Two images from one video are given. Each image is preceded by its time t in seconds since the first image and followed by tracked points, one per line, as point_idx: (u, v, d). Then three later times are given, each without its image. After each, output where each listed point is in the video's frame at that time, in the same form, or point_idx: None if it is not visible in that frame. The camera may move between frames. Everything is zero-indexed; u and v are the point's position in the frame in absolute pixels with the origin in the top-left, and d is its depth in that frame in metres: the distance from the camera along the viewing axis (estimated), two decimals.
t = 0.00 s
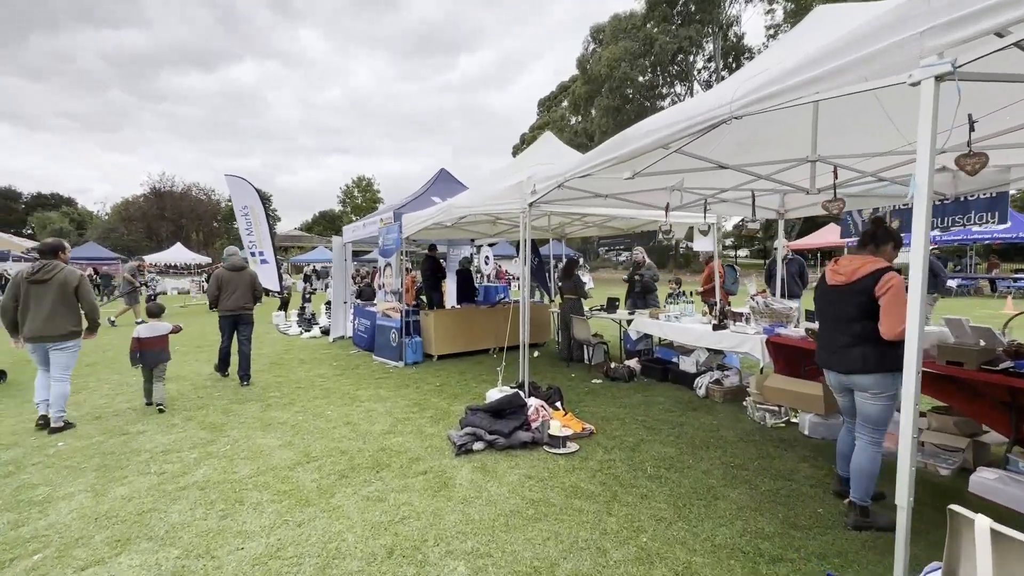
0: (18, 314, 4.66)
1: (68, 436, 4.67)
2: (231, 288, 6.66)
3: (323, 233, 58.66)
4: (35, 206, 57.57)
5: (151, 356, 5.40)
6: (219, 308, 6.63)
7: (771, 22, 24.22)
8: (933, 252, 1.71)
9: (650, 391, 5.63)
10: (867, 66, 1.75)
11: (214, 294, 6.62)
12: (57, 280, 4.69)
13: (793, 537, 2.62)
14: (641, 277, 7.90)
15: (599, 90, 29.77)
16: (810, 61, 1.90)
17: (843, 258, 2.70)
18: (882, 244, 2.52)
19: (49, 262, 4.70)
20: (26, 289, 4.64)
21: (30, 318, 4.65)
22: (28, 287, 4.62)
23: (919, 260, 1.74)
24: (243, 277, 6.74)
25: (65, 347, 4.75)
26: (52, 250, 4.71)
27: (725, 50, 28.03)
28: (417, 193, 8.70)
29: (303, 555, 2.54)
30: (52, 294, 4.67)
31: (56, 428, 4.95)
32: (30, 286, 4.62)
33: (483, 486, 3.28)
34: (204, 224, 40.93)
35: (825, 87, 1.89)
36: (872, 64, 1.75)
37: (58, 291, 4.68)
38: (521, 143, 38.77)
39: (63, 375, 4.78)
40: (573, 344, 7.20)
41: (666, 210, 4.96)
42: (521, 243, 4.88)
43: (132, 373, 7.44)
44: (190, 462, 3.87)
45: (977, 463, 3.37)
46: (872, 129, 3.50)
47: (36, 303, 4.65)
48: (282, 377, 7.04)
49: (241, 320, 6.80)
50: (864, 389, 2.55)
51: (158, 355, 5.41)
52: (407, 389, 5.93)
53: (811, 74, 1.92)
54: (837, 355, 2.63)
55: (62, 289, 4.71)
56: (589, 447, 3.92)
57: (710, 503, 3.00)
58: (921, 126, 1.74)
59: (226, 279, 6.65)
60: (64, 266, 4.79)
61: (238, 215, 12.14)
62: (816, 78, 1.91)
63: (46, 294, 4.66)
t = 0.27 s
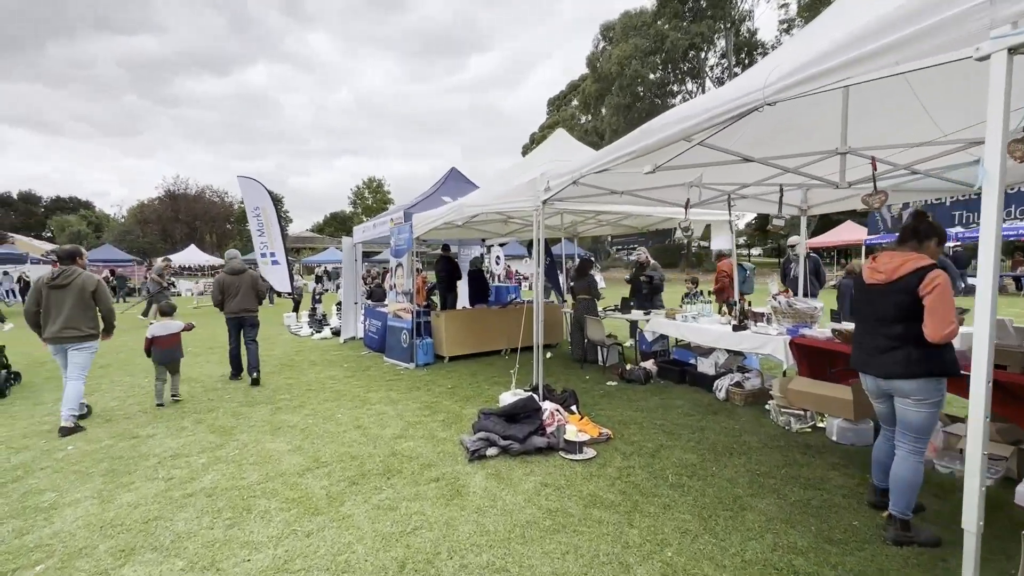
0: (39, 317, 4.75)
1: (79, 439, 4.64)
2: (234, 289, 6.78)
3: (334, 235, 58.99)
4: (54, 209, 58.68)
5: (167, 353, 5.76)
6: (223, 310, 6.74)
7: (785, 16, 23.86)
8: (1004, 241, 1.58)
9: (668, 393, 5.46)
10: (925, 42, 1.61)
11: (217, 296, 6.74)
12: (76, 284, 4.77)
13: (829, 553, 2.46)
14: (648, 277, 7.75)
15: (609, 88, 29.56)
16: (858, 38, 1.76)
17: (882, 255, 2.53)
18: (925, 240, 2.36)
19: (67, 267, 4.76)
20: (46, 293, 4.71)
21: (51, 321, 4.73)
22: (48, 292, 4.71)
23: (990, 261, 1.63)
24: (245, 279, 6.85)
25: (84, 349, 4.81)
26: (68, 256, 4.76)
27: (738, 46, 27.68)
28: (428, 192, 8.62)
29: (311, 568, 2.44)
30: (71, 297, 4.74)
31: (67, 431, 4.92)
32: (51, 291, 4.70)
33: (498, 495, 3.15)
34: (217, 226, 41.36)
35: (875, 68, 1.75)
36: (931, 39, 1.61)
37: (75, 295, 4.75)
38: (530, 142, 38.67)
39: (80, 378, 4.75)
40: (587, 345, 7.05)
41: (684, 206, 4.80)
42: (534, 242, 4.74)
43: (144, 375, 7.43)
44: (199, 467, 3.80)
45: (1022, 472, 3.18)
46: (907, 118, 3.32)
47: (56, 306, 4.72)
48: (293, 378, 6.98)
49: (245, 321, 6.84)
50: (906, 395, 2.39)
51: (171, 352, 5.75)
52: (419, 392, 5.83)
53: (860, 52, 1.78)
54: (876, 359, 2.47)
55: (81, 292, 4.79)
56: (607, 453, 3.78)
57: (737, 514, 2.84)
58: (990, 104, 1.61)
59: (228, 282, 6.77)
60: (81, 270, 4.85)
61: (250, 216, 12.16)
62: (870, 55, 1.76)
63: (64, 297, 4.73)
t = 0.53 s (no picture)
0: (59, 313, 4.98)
1: (90, 441, 4.59)
2: (241, 288, 6.93)
3: (346, 236, 59.29)
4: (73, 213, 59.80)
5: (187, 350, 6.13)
6: (232, 309, 6.93)
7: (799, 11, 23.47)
8: None
9: (689, 396, 5.28)
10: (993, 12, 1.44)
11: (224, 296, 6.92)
12: (94, 282, 4.99)
13: (875, 571, 2.29)
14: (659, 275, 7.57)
15: (620, 87, 29.31)
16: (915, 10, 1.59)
17: (932, 250, 2.36)
18: (980, 233, 2.18)
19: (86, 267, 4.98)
20: (65, 291, 4.93)
21: (70, 318, 4.96)
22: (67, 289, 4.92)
23: None
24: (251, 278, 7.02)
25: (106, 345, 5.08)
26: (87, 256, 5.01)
27: (751, 42, 27.30)
28: (440, 191, 8.52)
29: None
30: (90, 295, 4.95)
31: (79, 433, 4.88)
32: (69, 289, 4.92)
33: (516, 503, 3.02)
34: (231, 228, 41.75)
35: (937, 43, 1.56)
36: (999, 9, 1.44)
37: (94, 293, 4.97)
38: (541, 142, 38.52)
39: (115, 372, 5.05)
40: (603, 346, 6.90)
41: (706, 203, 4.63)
42: (550, 240, 4.60)
43: (157, 377, 7.41)
44: (209, 472, 3.71)
45: None
46: (950, 105, 3.12)
47: (76, 304, 4.96)
48: (305, 380, 6.92)
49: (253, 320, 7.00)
50: (959, 400, 2.22)
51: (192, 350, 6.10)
52: (432, 394, 5.71)
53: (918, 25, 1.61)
54: (927, 361, 2.30)
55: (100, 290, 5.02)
56: (628, 459, 3.62)
57: (772, 526, 2.68)
58: None
59: (235, 281, 6.92)
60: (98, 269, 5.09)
61: (262, 217, 12.17)
62: (931, 28, 1.57)
63: (82, 296, 4.94)
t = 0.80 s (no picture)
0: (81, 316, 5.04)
1: (103, 447, 4.53)
2: (254, 292, 6.89)
3: (357, 238, 59.57)
4: (92, 216, 60.78)
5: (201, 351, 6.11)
6: (243, 312, 6.85)
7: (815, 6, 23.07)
8: None
9: (713, 401, 5.09)
10: None
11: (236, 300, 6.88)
12: (119, 286, 5.09)
13: None
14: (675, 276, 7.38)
15: (632, 85, 29.06)
16: None
17: (992, 247, 2.19)
18: None
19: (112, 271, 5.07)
20: (88, 294, 5.00)
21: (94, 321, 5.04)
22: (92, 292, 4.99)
23: None
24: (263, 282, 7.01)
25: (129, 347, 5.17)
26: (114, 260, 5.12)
27: (765, 38, 26.89)
28: (453, 191, 8.40)
29: None
30: (116, 298, 5.05)
31: (92, 438, 4.82)
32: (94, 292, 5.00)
33: (540, 517, 2.87)
34: (244, 231, 42.12)
35: None
36: None
37: (119, 296, 5.07)
38: (551, 142, 38.42)
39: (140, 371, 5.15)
40: (621, 349, 6.72)
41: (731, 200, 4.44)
42: (570, 241, 4.45)
43: (170, 380, 7.38)
44: (221, 480, 3.61)
45: None
46: (1002, 92, 2.91)
47: (101, 307, 5.05)
48: (318, 383, 6.83)
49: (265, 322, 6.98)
50: None
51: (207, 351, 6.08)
52: (447, 398, 5.58)
53: None
54: (991, 368, 2.11)
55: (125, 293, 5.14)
56: (656, 469, 3.45)
57: (816, 545, 2.50)
58: None
59: (249, 284, 6.87)
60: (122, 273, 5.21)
61: (275, 219, 12.16)
62: None
63: (107, 298, 5.04)
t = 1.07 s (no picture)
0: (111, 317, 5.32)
1: (118, 452, 4.50)
2: (267, 294, 6.90)
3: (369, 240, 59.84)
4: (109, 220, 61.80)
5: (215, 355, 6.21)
6: (254, 314, 6.86)
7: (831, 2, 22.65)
8: None
9: (738, 407, 4.92)
10: None
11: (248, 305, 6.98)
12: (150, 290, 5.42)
13: None
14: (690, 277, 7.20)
15: (643, 85, 28.80)
16: None
17: None
18: None
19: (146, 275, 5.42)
20: (121, 296, 5.31)
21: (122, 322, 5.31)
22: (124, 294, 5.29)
23: None
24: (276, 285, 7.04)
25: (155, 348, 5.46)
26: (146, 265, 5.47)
27: (779, 35, 26.48)
28: (466, 193, 8.32)
29: None
30: (147, 301, 5.35)
31: (108, 443, 4.80)
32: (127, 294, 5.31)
33: (564, 531, 2.75)
34: (258, 233, 42.49)
35: None
36: None
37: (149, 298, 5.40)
38: (562, 143, 38.25)
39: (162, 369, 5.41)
40: (639, 353, 6.57)
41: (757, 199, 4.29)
42: (589, 242, 4.32)
43: (185, 384, 7.37)
44: (236, 489, 3.54)
45: None
46: None
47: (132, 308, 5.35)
48: (332, 387, 6.76)
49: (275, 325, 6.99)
50: None
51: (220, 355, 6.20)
52: (463, 403, 5.48)
53: None
54: None
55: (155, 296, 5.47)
56: (682, 480, 3.32)
57: (860, 565, 2.35)
58: None
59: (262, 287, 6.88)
60: (153, 278, 5.57)
61: (287, 222, 12.17)
62: None
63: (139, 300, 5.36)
